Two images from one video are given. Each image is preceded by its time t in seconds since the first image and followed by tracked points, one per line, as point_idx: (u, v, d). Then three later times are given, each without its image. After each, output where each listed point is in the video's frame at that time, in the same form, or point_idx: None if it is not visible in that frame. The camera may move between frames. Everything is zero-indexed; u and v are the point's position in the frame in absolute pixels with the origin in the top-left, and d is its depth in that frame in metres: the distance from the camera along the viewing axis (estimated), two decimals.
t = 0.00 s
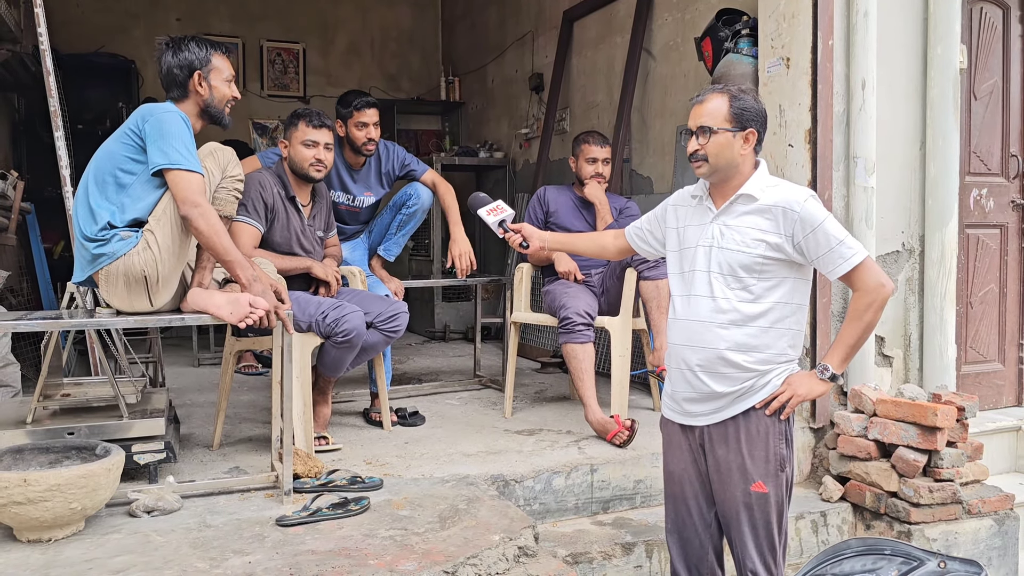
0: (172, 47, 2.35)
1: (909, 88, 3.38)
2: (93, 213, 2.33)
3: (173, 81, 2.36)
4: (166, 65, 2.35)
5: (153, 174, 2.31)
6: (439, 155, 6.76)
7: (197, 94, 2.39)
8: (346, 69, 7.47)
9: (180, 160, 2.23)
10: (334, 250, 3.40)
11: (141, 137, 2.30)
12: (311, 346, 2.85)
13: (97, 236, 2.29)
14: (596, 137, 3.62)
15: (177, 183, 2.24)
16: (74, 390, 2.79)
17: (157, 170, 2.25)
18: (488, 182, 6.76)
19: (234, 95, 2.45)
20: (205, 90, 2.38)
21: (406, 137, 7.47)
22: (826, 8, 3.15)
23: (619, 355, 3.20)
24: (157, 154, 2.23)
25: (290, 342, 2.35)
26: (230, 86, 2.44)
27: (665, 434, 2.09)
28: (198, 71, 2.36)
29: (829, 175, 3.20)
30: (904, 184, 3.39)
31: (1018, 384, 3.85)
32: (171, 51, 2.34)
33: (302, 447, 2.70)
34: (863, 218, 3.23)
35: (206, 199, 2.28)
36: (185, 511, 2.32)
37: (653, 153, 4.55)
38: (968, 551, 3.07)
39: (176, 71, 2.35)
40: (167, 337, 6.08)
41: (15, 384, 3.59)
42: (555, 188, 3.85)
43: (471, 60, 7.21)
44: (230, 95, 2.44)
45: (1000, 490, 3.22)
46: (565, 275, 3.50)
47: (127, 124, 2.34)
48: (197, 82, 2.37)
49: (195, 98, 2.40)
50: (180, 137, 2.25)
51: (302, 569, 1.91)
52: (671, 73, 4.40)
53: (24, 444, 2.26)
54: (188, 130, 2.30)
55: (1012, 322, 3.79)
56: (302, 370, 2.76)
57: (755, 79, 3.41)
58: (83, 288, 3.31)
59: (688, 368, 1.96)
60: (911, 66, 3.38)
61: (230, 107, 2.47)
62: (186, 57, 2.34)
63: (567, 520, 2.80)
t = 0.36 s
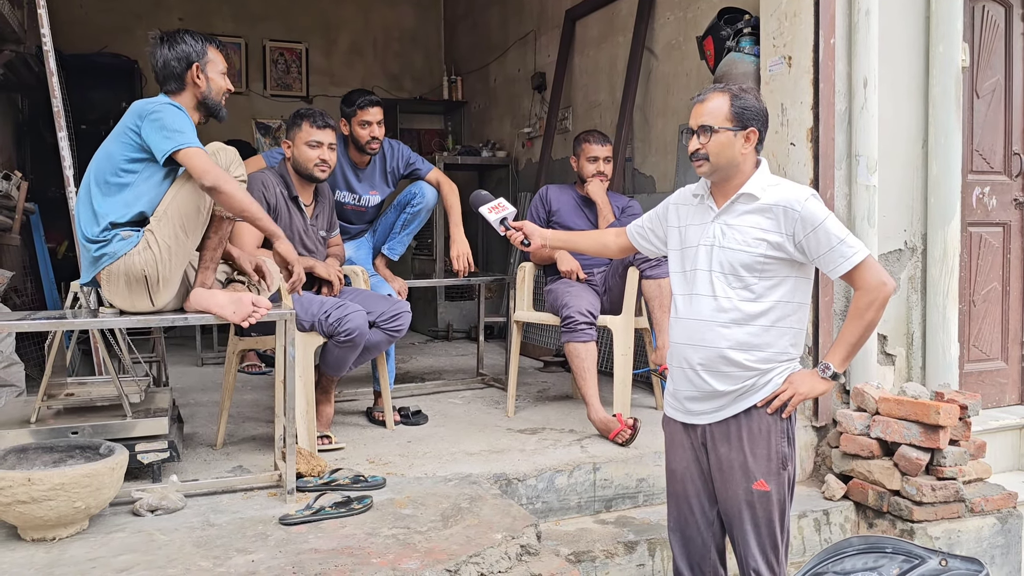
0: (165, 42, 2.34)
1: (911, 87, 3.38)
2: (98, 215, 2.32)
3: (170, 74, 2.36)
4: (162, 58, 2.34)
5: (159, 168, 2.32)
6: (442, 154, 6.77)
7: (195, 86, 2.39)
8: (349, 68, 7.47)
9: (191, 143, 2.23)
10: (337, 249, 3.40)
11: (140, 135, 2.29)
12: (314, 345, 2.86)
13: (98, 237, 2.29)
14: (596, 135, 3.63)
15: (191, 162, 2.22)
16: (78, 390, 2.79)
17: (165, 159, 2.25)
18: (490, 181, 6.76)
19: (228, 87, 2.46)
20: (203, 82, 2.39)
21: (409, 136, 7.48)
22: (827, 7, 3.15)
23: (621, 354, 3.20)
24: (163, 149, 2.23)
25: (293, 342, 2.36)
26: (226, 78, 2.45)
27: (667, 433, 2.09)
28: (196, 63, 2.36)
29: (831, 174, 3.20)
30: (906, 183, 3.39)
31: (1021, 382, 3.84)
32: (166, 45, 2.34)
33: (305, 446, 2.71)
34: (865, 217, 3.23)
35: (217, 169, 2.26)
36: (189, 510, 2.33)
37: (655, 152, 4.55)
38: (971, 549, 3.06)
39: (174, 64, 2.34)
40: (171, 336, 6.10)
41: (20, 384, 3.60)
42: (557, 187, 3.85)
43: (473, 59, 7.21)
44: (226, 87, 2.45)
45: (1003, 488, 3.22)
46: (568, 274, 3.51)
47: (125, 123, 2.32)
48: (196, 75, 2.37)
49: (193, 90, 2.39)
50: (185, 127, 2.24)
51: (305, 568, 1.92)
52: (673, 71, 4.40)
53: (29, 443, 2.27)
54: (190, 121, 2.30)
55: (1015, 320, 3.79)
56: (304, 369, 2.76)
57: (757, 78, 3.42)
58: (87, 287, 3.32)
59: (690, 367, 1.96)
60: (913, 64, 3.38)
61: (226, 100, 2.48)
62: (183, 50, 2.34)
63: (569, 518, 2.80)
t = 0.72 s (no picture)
0: (175, 37, 2.33)
1: (914, 86, 3.38)
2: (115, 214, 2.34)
3: (179, 70, 2.35)
4: (173, 54, 2.32)
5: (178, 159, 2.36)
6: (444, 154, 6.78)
7: (204, 83, 2.40)
8: (352, 69, 7.48)
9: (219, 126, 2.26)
10: (340, 249, 3.40)
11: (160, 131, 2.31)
12: (317, 345, 2.86)
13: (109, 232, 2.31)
14: (598, 135, 3.64)
15: (229, 141, 2.27)
16: (82, 389, 2.80)
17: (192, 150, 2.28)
18: (493, 181, 6.77)
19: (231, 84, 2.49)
20: (212, 79, 2.41)
21: (411, 136, 7.50)
22: (831, 6, 3.15)
23: (624, 354, 3.21)
24: (188, 139, 2.26)
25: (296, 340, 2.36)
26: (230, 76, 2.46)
27: (670, 432, 2.09)
28: (207, 61, 2.37)
29: (834, 173, 3.20)
30: (909, 182, 3.39)
31: None
32: (176, 41, 2.32)
33: (308, 446, 2.72)
34: (868, 216, 3.23)
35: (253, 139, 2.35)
36: (193, 509, 2.34)
37: (658, 152, 4.55)
38: (975, 549, 3.06)
39: (186, 60, 2.34)
40: (175, 336, 6.11)
41: (25, 383, 3.61)
42: (560, 187, 3.85)
43: (476, 59, 7.22)
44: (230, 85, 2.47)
45: (1006, 488, 3.21)
46: (571, 274, 3.52)
47: (137, 119, 2.34)
48: (206, 72, 2.38)
49: (201, 87, 2.41)
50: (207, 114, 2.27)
51: (309, 567, 1.92)
52: (676, 71, 4.40)
53: (34, 442, 2.28)
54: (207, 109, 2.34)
55: (1018, 320, 3.78)
56: (308, 368, 2.77)
57: (760, 78, 3.42)
58: (92, 287, 3.33)
59: (692, 366, 1.97)
60: (916, 64, 3.37)
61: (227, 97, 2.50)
62: (195, 46, 2.34)
63: (572, 518, 2.81)
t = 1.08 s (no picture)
0: (175, 38, 2.34)
1: (915, 89, 3.38)
2: (124, 214, 2.35)
3: (180, 71, 2.36)
4: (174, 55, 2.33)
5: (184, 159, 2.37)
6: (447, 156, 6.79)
7: (203, 85, 2.41)
8: (354, 71, 7.50)
9: (227, 128, 2.29)
10: (342, 251, 3.41)
11: (166, 132, 2.31)
12: (320, 346, 2.87)
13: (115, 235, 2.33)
14: (599, 137, 3.64)
15: (232, 145, 2.30)
16: (85, 391, 2.81)
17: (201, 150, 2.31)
18: (495, 183, 6.78)
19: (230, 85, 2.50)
20: (212, 80, 2.41)
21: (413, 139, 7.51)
22: (832, 9, 3.16)
23: (626, 356, 3.21)
24: (196, 139, 2.28)
25: (298, 341, 2.37)
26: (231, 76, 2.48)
27: (670, 434, 2.10)
28: (207, 62, 2.38)
29: (835, 175, 3.21)
30: (911, 184, 3.39)
31: None
32: (178, 41, 2.33)
33: (310, 447, 2.72)
34: (870, 219, 3.23)
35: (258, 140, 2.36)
36: (195, 510, 2.34)
37: (659, 154, 4.55)
38: (976, 551, 3.06)
39: (186, 61, 2.35)
40: (177, 338, 6.12)
41: (27, 384, 3.62)
42: (561, 189, 3.86)
43: (477, 62, 7.23)
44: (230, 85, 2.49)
45: (1008, 490, 3.21)
46: (572, 275, 3.52)
47: (142, 120, 2.34)
48: (206, 74, 2.39)
49: (201, 88, 2.42)
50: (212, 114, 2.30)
51: (311, 567, 1.93)
52: (677, 73, 4.40)
53: (36, 443, 2.28)
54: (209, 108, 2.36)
55: (1020, 322, 3.78)
56: (310, 370, 2.78)
57: (761, 81, 3.42)
58: (95, 288, 3.34)
59: (692, 367, 1.97)
60: (917, 66, 3.38)
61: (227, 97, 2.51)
62: (196, 47, 2.35)
63: (573, 519, 2.81)
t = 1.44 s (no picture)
0: (172, 40, 2.34)
1: (915, 93, 3.39)
2: (123, 216, 2.35)
3: (177, 73, 2.37)
4: (170, 56, 2.34)
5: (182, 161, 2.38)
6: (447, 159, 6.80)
7: (200, 87, 2.42)
8: (355, 74, 7.51)
9: (221, 128, 2.29)
10: (342, 253, 3.42)
11: (164, 133, 2.31)
12: (320, 349, 2.88)
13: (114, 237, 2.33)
14: (599, 140, 3.65)
15: (228, 146, 2.30)
16: (86, 392, 2.82)
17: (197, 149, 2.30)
18: (495, 186, 6.79)
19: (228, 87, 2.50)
20: (208, 82, 2.42)
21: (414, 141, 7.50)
22: (832, 13, 3.17)
23: (625, 359, 3.22)
24: (191, 139, 2.28)
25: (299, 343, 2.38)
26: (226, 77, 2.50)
27: (670, 436, 2.11)
28: (203, 64, 2.39)
29: (835, 179, 3.22)
30: (910, 189, 3.40)
31: None
32: (177, 42, 2.34)
33: (310, 449, 2.73)
34: (869, 223, 3.24)
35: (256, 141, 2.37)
36: (195, 512, 2.35)
37: (659, 157, 4.56)
38: (975, 555, 3.06)
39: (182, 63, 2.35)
40: (177, 340, 6.13)
41: (28, 386, 3.63)
42: (561, 193, 3.87)
43: (478, 65, 7.25)
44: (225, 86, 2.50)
45: (1006, 494, 3.21)
46: (572, 279, 3.53)
47: (139, 122, 2.35)
48: (202, 75, 2.40)
49: (198, 89, 2.43)
50: (208, 115, 2.30)
51: (311, 569, 1.93)
52: (678, 77, 4.42)
53: (37, 444, 2.29)
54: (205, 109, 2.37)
55: (1019, 327, 3.79)
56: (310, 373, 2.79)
57: (761, 85, 3.43)
58: (96, 290, 3.35)
59: (691, 369, 1.98)
60: (917, 71, 3.39)
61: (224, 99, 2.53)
62: (193, 48, 2.36)
63: (573, 522, 2.82)
